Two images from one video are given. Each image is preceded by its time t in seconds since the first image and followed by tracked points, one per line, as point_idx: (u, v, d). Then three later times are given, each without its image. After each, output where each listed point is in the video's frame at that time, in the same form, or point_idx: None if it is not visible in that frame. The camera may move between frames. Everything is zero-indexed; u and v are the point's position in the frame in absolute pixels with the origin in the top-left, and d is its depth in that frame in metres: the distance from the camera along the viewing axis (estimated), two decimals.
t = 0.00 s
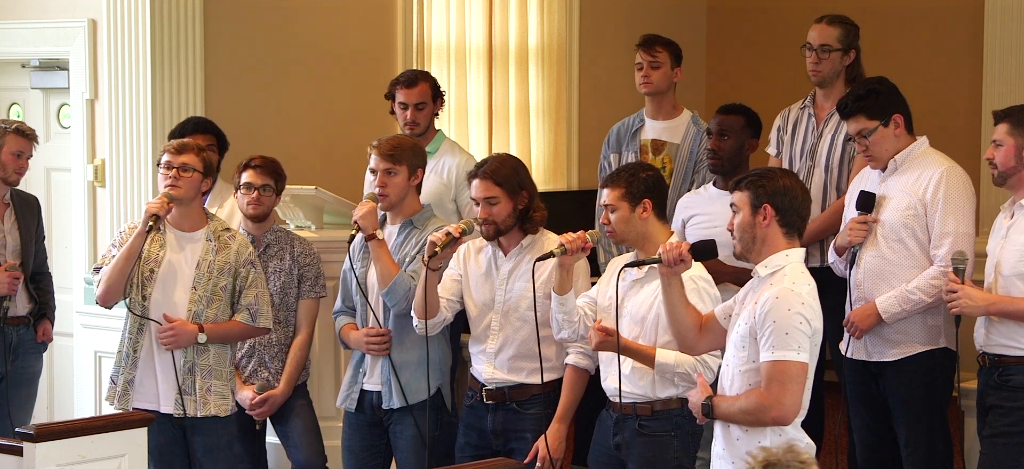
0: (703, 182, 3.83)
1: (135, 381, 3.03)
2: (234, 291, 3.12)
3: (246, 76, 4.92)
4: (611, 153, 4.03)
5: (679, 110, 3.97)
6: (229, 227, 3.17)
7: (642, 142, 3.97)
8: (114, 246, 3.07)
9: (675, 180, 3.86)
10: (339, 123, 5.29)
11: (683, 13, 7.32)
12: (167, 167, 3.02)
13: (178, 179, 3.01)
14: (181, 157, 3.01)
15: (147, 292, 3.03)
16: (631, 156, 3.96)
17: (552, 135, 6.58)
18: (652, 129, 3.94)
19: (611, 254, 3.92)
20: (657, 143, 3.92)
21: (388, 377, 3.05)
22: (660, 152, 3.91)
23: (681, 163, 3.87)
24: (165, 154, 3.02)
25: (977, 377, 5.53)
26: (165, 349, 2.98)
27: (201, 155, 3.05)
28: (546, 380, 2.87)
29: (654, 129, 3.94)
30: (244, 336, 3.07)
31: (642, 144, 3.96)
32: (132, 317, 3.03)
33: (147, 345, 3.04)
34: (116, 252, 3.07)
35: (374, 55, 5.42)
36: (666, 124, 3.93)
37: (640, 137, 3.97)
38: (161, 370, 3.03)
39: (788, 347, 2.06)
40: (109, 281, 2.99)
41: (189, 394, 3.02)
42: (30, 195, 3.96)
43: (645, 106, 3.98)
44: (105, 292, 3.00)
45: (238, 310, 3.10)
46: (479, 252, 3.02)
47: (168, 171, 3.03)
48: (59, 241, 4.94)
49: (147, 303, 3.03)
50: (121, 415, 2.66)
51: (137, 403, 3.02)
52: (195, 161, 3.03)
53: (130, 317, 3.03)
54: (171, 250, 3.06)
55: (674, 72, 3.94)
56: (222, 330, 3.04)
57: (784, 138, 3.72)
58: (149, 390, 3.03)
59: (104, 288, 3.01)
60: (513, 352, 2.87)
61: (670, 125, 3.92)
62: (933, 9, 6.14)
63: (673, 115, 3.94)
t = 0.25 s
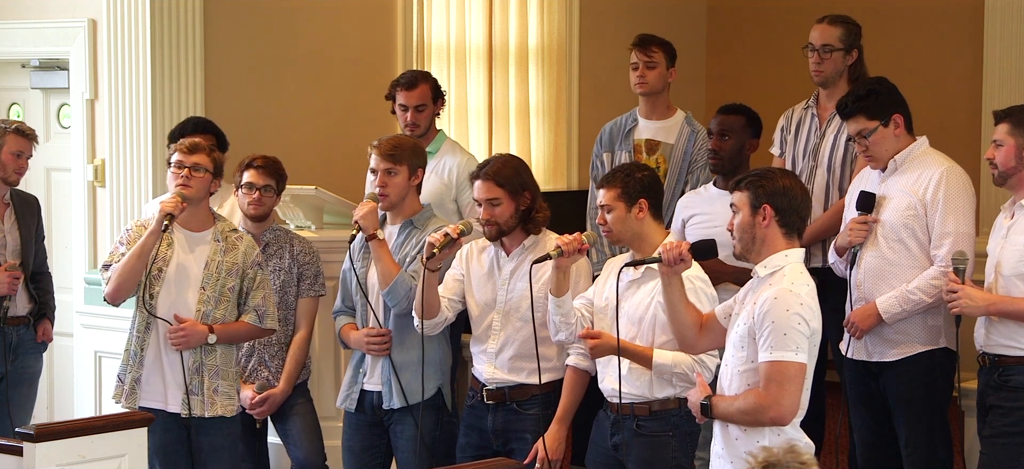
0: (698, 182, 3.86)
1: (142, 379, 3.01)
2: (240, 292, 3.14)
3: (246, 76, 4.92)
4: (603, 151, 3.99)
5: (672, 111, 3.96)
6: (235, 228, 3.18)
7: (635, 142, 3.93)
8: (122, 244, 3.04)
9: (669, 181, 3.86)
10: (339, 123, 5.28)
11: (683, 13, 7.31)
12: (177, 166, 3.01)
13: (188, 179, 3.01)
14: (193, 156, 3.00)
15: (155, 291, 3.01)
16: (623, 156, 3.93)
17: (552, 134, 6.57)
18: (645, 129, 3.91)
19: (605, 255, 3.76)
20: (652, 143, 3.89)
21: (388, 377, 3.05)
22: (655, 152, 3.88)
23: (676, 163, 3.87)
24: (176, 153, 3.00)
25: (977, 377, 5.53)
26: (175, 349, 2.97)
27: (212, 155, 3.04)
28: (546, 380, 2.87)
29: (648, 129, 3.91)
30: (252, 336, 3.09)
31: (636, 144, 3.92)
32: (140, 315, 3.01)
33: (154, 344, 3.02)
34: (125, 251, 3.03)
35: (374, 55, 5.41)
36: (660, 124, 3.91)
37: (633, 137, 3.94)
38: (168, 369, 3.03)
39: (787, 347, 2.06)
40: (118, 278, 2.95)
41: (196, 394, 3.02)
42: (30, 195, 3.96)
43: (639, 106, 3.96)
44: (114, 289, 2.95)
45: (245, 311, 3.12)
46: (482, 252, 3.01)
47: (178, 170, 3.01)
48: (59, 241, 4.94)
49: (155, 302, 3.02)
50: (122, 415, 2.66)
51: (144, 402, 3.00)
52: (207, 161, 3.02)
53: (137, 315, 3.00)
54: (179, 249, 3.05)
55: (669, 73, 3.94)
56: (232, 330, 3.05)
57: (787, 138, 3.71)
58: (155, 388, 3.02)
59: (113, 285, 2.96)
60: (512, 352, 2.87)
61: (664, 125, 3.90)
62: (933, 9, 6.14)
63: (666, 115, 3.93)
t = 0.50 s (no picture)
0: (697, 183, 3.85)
1: (152, 378, 3.03)
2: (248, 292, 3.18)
3: (246, 76, 4.92)
4: (600, 151, 3.96)
5: (670, 111, 3.95)
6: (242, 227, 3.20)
7: (634, 142, 3.92)
8: (131, 244, 3.06)
9: (668, 182, 3.86)
10: (339, 123, 5.28)
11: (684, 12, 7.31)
12: (187, 166, 3.04)
13: (199, 179, 3.04)
14: (204, 156, 3.04)
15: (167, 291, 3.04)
16: (622, 156, 3.92)
17: (552, 134, 6.57)
18: (644, 129, 3.89)
19: (603, 254, 3.74)
20: (651, 143, 3.88)
21: (389, 378, 3.05)
22: (654, 152, 3.88)
23: (676, 163, 3.87)
24: (186, 154, 3.03)
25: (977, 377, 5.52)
26: (187, 349, 3.01)
27: (222, 155, 3.08)
28: (545, 380, 2.87)
29: (647, 129, 3.89)
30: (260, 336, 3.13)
31: (634, 144, 3.91)
32: (151, 314, 3.03)
33: (164, 344, 3.05)
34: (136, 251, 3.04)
35: (374, 55, 5.41)
36: (658, 124, 3.90)
37: (631, 137, 3.93)
38: (179, 369, 3.06)
39: (786, 348, 2.06)
40: (130, 278, 2.96)
41: (207, 393, 3.06)
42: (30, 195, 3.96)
43: (637, 105, 3.95)
44: (126, 288, 2.97)
45: (253, 311, 3.16)
46: (482, 252, 3.01)
47: (188, 170, 3.04)
48: (59, 241, 4.93)
49: (166, 302, 3.04)
50: (122, 415, 2.66)
51: (155, 401, 3.02)
52: (217, 161, 3.06)
53: (148, 313, 3.02)
54: (190, 250, 3.08)
55: (669, 73, 3.94)
56: (242, 329, 3.10)
57: (790, 138, 3.71)
58: (165, 388, 3.04)
59: (125, 284, 2.97)
60: (512, 352, 2.88)
61: (662, 126, 3.89)
62: (933, 8, 6.14)
63: (665, 116, 3.92)
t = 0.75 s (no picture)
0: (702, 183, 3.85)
1: (166, 378, 3.06)
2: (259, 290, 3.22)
3: (246, 76, 4.92)
4: (605, 151, 3.94)
5: (675, 111, 3.94)
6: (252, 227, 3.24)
7: (639, 142, 3.90)
8: (144, 243, 3.11)
9: (673, 182, 3.86)
10: (339, 123, 5.27)
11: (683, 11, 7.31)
12: (198, 165, 3.08)
13: (210, 178, 3.08)
14: (214, 155, 3.08)
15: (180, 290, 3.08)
16: (626, 156, 3.90)
17: (552, 134, 6.57)
18: (649, 129, 3.89)
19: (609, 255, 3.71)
20: (656, 143, 3.87)
21: (389, 379, 3.05)
22: (659, 152, 3.88)
23: (680, 162, 3.86)
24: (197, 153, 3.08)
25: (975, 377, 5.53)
26: (201, 348, 3.05)
27: (231, 154, 3.13)
28: (542, 380, 2.86)
29: (652, 129, 3.88)
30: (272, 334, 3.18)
31: (638, 144, 3.89)
32: (164, 314, 3.07)
33: (177, 343, 3.09)
34: (148, 251, 3.10)
35: (374, 54, 5.41)
36: (662, 124, 3.89)
37: (637, 137, 3.91)
38: (192, 368, 3.09)
39: (786, 347, 2.06)
40: (145, 278, 3.02)
41: (220, 393, 3.08)
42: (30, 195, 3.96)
43: (641, 106, 3.94)
44: (141, 288, 3.02)
45: (265, 310, 3.20)
46: (483, 253, 3.01)
47: (198, 170, 3.09)
48: (58, 241, 4.91)
49: (179, 301, 3.08)
50: (121, 415, 2.65)
51: (168, 401, 3.05)
52: (226, 159, 3.11)
53: (162, 313, 3.06)
54: (203, 249, 3.13)
55: (672, 74, 3.93)
56: (255, 327, 3.15)
57: (791, 139, 3.71)
58: (179, 387, 3.07)
59: (139, 285, 3.02)
60: (512, 352, 2.88)
61: (665, 126, 3.89)
62: (931, 8, 6.15)
63: (669, 116, 3.92)
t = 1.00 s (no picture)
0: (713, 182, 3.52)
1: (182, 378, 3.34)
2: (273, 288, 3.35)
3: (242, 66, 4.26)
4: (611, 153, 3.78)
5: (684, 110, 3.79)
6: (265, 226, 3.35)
7: (645, 143, 3.79)
8: (159, 245, 3.33)
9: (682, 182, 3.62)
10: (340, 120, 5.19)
11: None
12: (209, 166, 3.25)
13: (222, 178, 3.25)
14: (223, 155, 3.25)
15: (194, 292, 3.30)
16: (633, 157, 3.75)
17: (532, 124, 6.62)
18: (655, 129, 3.78)
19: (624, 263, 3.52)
20: (662, 144, 3.76)
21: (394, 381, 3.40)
22: (666, 152, 3.72)
23: (687, 161, 3.65)
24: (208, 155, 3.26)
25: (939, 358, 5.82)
26: (217, 348, 3.32)
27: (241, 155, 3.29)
28: (547, 380, 3.26)
29: (658, 129, 3.78)
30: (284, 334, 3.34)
31: (645, 145, 3.77)
32: (180, 315, 3.31)
33: (193, 342, 3.32)
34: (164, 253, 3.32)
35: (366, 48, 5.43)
36: (668, 125, 3.78)
37: (642, 138, 3.79)
38: (208, 368, 3.32)
39: (787, 347, 2.69)
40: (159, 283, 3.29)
41: (234, 393, 3.37)
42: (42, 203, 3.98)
43: (646, 105, 3.81)
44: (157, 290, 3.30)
45: (278, 308, 3.35)
46: (482, 255, 3.21)
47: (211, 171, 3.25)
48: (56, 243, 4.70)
49: (194, 303, 3.31)
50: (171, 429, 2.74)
51: (183, 402, 3.34)
52: (236, 160, 3.29)
53: (178, 314, 3.32)
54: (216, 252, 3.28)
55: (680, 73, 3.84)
56: (268, 327, 3.33)
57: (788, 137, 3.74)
58: (193, 386, 3.33)
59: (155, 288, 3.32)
60: (512, 353, 3.28)
61: (672, 126, 3.76)
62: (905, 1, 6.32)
63: (675, 116, 3.78)
